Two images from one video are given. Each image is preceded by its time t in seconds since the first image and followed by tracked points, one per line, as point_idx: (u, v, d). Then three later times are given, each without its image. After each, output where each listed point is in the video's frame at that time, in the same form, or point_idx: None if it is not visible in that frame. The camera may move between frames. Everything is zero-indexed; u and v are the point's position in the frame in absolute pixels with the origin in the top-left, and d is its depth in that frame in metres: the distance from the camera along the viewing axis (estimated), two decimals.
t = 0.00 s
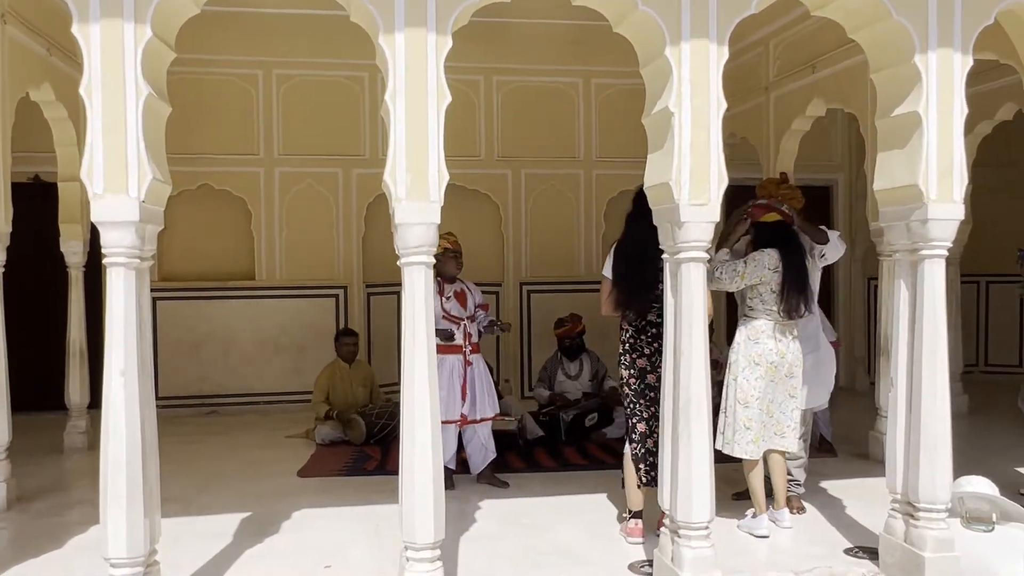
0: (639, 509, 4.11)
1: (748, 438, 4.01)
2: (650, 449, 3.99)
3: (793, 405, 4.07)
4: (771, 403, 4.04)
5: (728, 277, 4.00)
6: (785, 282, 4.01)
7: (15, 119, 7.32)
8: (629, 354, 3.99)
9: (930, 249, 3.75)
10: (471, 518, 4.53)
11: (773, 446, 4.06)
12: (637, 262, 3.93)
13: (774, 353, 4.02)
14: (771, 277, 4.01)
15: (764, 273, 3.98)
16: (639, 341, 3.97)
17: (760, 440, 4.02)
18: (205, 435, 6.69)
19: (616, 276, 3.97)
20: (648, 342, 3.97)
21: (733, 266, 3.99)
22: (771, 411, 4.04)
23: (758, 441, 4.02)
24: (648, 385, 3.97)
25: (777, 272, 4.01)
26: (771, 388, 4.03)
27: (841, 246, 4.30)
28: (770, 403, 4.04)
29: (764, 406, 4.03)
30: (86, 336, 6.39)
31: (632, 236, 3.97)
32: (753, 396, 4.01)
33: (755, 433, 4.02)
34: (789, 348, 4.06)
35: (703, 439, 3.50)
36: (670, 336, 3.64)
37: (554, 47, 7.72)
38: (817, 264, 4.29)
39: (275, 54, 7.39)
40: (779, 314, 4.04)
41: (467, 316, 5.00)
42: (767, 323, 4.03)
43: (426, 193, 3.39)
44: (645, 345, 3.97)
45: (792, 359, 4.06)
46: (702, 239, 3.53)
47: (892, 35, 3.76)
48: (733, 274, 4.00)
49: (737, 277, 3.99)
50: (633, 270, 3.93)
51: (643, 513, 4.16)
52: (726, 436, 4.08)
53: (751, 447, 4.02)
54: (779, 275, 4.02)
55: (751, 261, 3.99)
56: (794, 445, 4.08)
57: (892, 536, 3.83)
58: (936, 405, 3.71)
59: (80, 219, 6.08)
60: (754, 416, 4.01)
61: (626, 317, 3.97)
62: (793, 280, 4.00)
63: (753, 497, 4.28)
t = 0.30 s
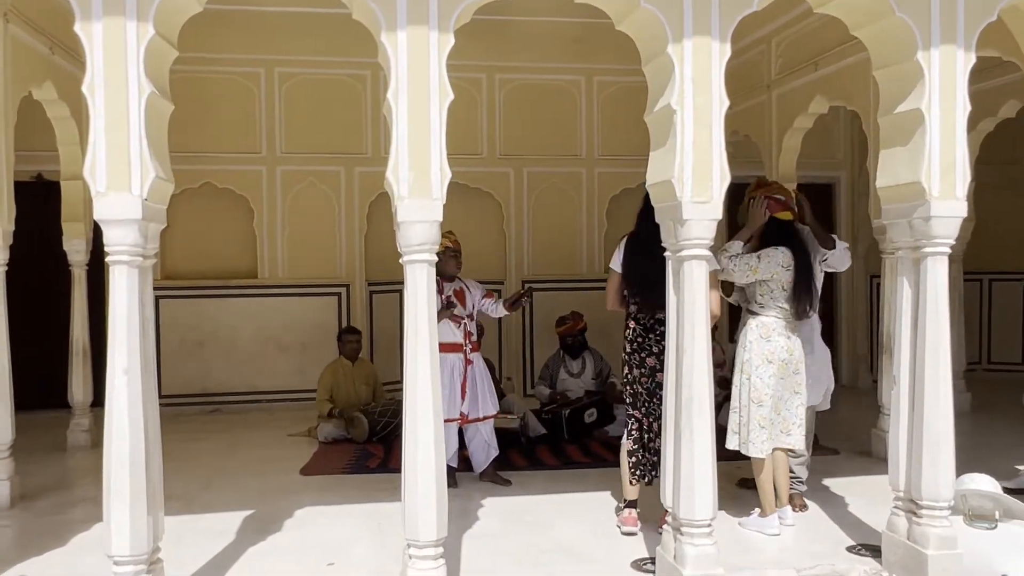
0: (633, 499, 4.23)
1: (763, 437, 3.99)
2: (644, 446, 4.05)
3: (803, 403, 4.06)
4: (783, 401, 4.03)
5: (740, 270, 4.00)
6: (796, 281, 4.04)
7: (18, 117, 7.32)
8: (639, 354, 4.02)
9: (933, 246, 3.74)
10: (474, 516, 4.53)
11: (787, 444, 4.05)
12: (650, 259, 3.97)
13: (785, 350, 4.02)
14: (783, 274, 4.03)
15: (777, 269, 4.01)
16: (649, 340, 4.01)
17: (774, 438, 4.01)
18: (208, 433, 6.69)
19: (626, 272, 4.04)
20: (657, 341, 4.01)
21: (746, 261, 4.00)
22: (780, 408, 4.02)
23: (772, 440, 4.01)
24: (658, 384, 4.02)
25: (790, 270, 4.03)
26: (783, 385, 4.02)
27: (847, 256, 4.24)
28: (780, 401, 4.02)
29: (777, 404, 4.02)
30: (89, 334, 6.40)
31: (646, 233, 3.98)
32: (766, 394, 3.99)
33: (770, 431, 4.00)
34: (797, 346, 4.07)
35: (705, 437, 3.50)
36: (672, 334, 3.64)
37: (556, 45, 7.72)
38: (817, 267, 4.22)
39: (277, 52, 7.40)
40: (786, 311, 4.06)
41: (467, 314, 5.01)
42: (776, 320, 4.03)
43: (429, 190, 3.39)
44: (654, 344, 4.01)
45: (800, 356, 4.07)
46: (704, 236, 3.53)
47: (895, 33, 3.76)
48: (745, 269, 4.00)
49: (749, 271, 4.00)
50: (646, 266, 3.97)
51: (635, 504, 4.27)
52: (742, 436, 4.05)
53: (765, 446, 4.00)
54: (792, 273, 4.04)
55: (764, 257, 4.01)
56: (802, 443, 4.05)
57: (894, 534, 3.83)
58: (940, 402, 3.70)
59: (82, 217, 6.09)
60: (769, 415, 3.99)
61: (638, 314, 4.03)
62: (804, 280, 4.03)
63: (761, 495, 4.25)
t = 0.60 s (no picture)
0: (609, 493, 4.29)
1: (772, 435, 3.99)
2: (625, 442, 4.08)
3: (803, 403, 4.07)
4: (789, 399, 4.03)
5: (743, 264, 3.98)
6: (797, 278, 4.04)
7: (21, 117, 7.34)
8: (631, 351, 4.07)
9: (936, 244, 3.74)
10: (476, 514, 4.53)
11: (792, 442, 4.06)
12: (648, 258, 4.00)
13: (789, 348, 4.02)
14: (785, 270, 4.02)
15: (779, 265, 4.00)
16: (641, 337, 4.06)
17: (782, 436, 4.01)
18: (211, 431, 6.71)
19: (624, 271, 4.05)
20: (649, 338, 4.06)
21: (748, 254, 3.98)
22: (784, 405, 4.02)
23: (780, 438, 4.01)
24: (650, 382, 4.06)
25: (791, 267, 4.03)
26: (789, 383, 4.03)
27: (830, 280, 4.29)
28: (787, 399, 4.03)
29: (784, 403, 4.02)
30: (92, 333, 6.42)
31: (642, 230, 4.02)
32: (773, 393, 4.00)
33: (778, 430, 4.00)
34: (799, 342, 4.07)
35: (707, 436, 3.50)
36: (674, 333, 3.64)
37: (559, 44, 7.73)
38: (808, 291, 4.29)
39: (280, 50, 7.40)
40: (788, 308, 4.05)
41: (469, 312, 5.02)
42: (779, 317, 4.03)
43: (431, 188, 3.40)
44: (648, 342, 4.05)
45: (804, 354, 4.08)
46: (707, 234, 3.53)
47: (898, 31, 3.75)
48: (747, 262, 3.99)
49: (751, 266, 3.99)
50: (643, 264, 4.00)
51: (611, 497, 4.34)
52: (751, 436, 4.04)
53: (774, 445, 4.00)
54: (794, 271, 4.03)
55: (766, 252, 4.00)
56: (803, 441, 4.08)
57: (897, 532, 3.83)
58: (942, 402, 3.70)
59: (85, 215, 6.10)
60: (777, 413, 3.99)
61: (632, 312, 4.08)
62: (804, 277, 4.04)
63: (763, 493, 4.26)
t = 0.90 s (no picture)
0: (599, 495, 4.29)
1: (769, 434, 4.00)
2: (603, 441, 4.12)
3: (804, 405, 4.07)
4: (787, 397, 4.04)
5: (739, 265, 4.00)
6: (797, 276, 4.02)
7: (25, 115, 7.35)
8: (610, 350, 4.08)
9: (939, 242, 3.73)
10: (479, 512, 4.54)
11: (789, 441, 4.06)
12: (626, 259, 4.02)
13: (786, 346, 4.01)
14: (781, 269, 4.00)
15: (774, 264, 3.99)
16: (617, 337, 4.06)
17: (781, 436, 4.02)
18: (214, 429, 6.72)
19: (601, 269, 4.07)
20: (625, 338, 4.05)
21: (744, 253, 3.99)
22: (784, 404, 4.03)
23: (780, 437, 4.02)
24: (627, 381, 4.05)
25: (787, 266, 4.01)
26: (788, 383, 4.04)
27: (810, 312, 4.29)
28: (787, 398, 4.04)
29: (782, 402, 4.02)
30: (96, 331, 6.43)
31: (621, 229, 4.05)
32: (771, 391, 4.00)
33: (776, 429, 4.01)
34: (797, 341, 4.06)
35: (710, 435, 3.50)
36: (677, 332, 3.65)
37: (562, 42, 7.72)
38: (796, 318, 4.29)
39: (283, 48, 7.41)
40: (785, 306, 4.04)
41: (471, 312, 5.03)
42: (775, 315, 4.03)
43: (434, 187, 3.40)
44: (622, 340, 4.06)
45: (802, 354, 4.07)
46: (711, 232, 3.53)
47: (901, 29, 3.75)
48: (741, 261, 4.00)
49: (746, 266, 3.99)
50: (619, 262, 4.02)
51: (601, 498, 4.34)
52: (747, 435, 4.05)
53: (773, 444, 4.01)
54: (791, 269, 4.01)
55: (762, 251, 3.99)
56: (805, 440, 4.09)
57: (899, 531, 3.83)
58: (944, 401, 3.70)
59: (89, 214, 6.11)
60: (774, 413, 4.00)
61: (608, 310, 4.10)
62: (801, 275, 4.01)
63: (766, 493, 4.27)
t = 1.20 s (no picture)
0: (599, 493, 4.30)
1: (768, 432, 4.01)
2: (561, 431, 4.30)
3: (803, 406, 4.08)
4: (787, 397, 4.04)
5: (739, 263, 4.00)
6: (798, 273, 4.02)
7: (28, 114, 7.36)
8: (578, 346, 4.17)
9: (942, 240, 3.73)
10: (482, 509, 4.54)
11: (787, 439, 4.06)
12: (596, 259, 4.07)
13: (786, 345, 4.01)
14: (781, 267, 4.00)
15: (774, 262, 3.98)
16: (585, 334, 4.15)
17: (780, 434, 4.02)
18: (217, 427, 6.73)
19: (575, 268, 4.14)
20: (593, 336, 4.13)
21: (745, 251, 3.99)
22: (784, 403, 4.03)
23: (779, 435, 4.02)
24: (592, 377, 4.13)
25: (787, 265, 4.00)
26: (788, 381, 4.04)
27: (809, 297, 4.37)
28: (787, 397, 4.04)
29: (782, 401, 4.02)
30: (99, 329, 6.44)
31: (596, 228, 4.11)
32: (771, 389, 4.00)
33: (774, 428, 4.01)
34: (797, 340, 4.05)
35: (713, 433, 3.50)
36: (680, 330, 3.65)
37: (565, 40, 7.72)
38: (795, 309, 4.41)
39: (285, 47, 7.41)
40: (786, 304, 4.04)
41: (473, 311, 5.02)
42: (774, 313, 4.02)
43: (437, 185, 3.40)
44: (591, 339, 4.13)
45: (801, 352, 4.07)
46: (714, 230, 3.52)
47: (904, 27, 3.74)
48: (742, 259, 3.99)
49: (746, 265, 3.98)
50: (590, 261, 4.08)
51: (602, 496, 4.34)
52: (741, 433, 4.05)
53: (772, 442, 4.01)
54: (791, 268, 4.01)
55: (763, 249, 3.99)
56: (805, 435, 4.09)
57: (903, 529, 3.83)
58: (947, 399, 3.70)
59: (92, 213, 6.12)
60: (773, 411, 4.00)
61: (580, 308, 4.15)
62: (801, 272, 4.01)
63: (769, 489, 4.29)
